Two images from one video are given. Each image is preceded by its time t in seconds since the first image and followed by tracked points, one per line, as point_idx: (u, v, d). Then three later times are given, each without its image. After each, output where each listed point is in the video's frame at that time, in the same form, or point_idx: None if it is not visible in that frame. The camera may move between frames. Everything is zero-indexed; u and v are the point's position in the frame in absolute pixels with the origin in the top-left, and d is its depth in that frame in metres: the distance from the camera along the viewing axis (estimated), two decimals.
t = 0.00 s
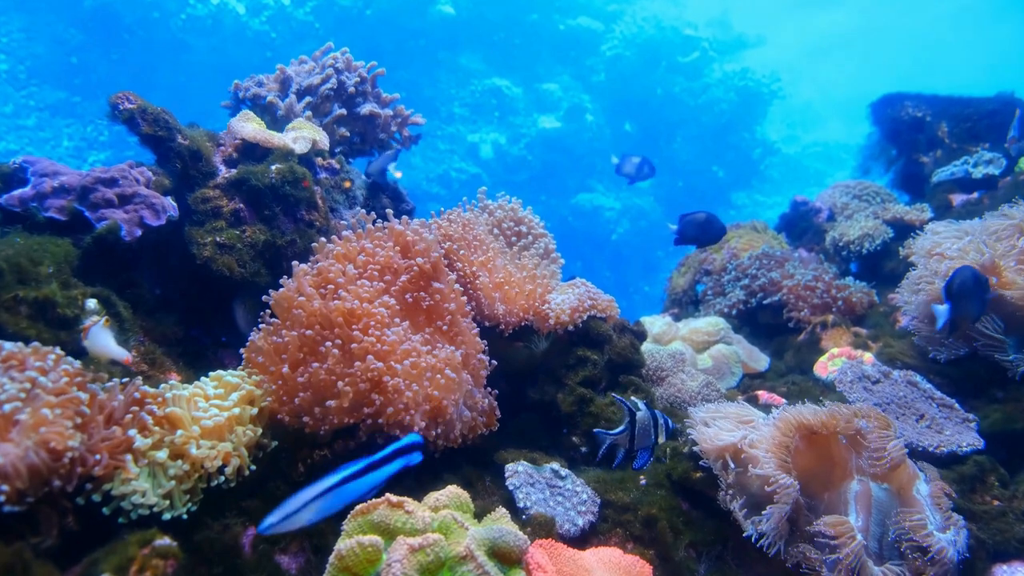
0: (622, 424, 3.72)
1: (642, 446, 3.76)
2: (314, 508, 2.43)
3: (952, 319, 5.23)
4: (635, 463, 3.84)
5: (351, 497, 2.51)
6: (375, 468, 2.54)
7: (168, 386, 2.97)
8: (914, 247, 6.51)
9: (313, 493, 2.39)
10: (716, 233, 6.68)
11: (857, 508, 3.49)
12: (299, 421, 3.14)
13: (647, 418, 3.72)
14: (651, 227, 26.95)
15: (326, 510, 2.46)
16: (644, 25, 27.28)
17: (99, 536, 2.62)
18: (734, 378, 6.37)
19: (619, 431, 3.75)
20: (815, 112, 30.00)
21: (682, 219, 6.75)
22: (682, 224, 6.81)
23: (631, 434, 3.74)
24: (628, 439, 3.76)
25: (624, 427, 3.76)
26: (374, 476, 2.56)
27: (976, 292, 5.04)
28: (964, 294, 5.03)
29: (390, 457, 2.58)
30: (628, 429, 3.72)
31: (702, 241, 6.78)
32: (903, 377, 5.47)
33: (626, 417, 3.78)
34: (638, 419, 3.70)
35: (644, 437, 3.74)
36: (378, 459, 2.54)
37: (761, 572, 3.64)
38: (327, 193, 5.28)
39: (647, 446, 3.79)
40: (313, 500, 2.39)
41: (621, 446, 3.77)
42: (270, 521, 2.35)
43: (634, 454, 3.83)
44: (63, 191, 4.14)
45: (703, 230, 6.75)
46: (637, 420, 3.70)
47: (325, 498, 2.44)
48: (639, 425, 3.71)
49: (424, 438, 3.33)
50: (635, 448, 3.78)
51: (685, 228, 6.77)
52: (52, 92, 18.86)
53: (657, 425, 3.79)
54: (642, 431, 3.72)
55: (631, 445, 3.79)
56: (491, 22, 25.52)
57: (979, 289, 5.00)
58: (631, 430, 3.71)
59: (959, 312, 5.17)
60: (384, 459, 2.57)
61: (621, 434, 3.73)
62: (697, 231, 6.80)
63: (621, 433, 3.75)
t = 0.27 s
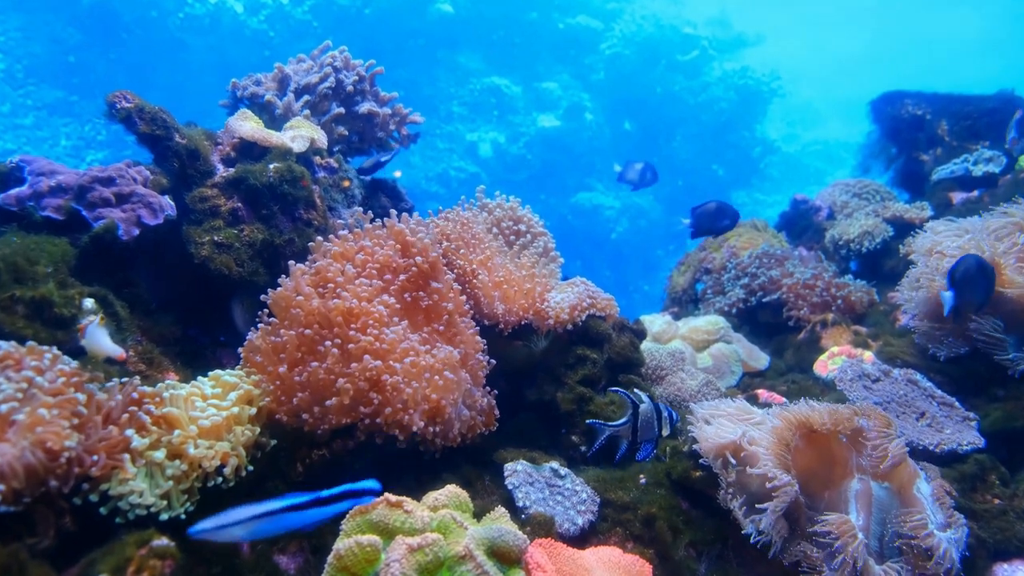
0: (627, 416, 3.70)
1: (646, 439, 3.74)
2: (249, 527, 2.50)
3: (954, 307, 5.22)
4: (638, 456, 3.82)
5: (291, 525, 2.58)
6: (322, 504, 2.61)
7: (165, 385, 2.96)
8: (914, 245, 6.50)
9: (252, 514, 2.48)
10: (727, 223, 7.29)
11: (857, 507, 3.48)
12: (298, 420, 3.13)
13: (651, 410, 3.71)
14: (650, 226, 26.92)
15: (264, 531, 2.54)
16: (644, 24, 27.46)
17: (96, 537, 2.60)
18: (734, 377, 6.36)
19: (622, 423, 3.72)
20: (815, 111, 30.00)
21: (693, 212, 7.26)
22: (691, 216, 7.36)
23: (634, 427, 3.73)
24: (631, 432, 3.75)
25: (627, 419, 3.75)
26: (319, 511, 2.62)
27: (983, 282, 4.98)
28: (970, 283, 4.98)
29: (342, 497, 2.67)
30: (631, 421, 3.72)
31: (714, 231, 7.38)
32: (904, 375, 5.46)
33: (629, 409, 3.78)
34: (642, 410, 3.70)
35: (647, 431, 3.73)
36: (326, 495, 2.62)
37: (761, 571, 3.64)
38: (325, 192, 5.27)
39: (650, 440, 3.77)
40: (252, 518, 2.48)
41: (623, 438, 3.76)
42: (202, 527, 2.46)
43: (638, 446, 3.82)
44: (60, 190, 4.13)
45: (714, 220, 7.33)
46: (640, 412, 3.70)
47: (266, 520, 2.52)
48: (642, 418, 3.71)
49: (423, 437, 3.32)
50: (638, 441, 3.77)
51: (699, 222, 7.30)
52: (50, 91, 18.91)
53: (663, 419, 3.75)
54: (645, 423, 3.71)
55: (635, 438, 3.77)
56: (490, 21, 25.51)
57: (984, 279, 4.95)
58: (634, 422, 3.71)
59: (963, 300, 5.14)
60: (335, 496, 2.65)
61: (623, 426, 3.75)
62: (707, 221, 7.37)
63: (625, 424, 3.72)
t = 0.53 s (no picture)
0: (625, 408, 3.77)
1: (645, 431, 3.81)
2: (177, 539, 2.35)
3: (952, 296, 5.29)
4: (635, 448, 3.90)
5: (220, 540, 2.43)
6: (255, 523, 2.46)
7: (162, 385, 2.95)
8: (912, 243, 6.50)
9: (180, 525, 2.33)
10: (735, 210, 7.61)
11: (855, 505, 3.49)
12: (295, 420, 3.13)
13: (650, 404, 3.77)
14: (649, 225, 26.91)
15: (193, 542, 2.39)
16: (642, 23, 27.50)
17: (93, 538, 2.59)
18: (732, 375, 6.36)
19: (620, 416, 3.79)
20: (813, 109, 30.02)
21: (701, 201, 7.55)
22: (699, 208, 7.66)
23: (632, 420, 3.80)
24: (629, 425, 3.81)
25: (626, 411, 3.81)
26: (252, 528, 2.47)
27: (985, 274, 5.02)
28: (971, 273, 5.04)
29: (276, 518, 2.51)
30: (630, 415, 3.78)
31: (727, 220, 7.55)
32: (902, 373, 5.46)
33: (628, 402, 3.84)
34: (641, 403, 3.76)
35: (646, 424, 3.81)
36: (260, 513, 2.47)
37: (759, 569, 3.65)
38: (323, 191, 5.25)
39: (650, 433, 3.86)
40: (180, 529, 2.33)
41: (622, 431, 3.82)
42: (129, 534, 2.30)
43: (637, 439, 3.91)
44: (56, 190, 4.13)
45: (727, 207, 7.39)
46: (639, 406, 3.76)
47: (195, 533, 2.37)
48: (641, 411, 3.77)
49: (420, 436, 3.32)
50: (637, 433, 3.85)
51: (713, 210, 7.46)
52: (46, 91, 18.93)
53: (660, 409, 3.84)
54: (644, 417, 3.79)
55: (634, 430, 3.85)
56: (488, 20, 25.50)
57: (986, 270, 4.99)
58: (633, 415, 3.77)
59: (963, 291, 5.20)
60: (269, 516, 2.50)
61: (622, 419, 3.80)
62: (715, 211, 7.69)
63: (623, 417, 3.79)
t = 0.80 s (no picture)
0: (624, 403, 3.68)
1: (644, 427, 3.74)
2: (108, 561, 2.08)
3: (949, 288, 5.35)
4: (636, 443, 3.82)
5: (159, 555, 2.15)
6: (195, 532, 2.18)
7: (161, 384, 2.95)
8: (909, 242, 6.51)
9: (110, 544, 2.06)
10: (743, 203, 8.54)
11: (852, 504, 3.51)
12: (294, 419, 3.15)
13: (649, 399, 3.69)
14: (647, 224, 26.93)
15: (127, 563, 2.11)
16: (639, 22, 27.46)
17: (92, 536, 2.60)
18: (729, 374, 6.38)
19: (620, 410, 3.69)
20: (811, 108, 30.07)
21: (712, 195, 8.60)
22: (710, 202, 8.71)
23: (631, 414, 3.71)
24: (628, 419, 3.73)
25: (624, 405, 3.72)
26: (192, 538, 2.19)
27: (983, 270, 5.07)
28: (970, 266, 5.09)
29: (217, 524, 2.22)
30: (628, 409, 3.70)
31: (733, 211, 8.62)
32: (899, 373, 5.48)
33: (627, 397, 3.76)
34: (639, 398, 3.67)
35: (645, 420, 3.73)
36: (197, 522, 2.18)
37: (756, 567, 3.66)
38: (321, 190, 5.26)
39: (649, 427, 3.77)
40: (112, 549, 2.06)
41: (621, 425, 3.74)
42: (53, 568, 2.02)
43: (635, 434, 3.82)
44: (55, 188, 4.13)
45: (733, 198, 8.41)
46: (638, 401, 3.67)
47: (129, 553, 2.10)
48: (641, 407, 3.69)
49: (418, 435, 3.32)
50: (637, 428, 3.76)
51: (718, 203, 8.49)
52: (45, 89, 18.95)
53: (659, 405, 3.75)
54: (642, 413, 3.71)
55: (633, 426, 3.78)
56: (487, 18, 25.48)
57: (985, 266, 5.04)
58: (631, 410, 3.69)
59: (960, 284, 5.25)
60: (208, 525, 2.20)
61: (620, 413, 3.73)
62: (724, 203, 8.69)
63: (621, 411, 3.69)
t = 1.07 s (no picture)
0: (622, 400, 3.67)
1: (642, 423, 3.73)
2: None
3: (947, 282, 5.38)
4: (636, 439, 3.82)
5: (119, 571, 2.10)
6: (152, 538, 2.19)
7: (161, 382, 2.96)
8: (908, 242, 6.51)
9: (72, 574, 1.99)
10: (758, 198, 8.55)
11: (851, 503, 3.52)
12: (294, 418, 3.16)
13: (648, 395, 3.70)
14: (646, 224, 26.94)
15: None
16: (639, 21, 27.45)
17: (91, 535, 2.60)
18: (728, 374, 6.39)
19: (619, 406, 3.68)
20: (810, 108, 30.09)
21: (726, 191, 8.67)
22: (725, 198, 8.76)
23: (630, 410, 3.69)
24: (627, 415, 3.71)
25: (623, 401, 3.70)
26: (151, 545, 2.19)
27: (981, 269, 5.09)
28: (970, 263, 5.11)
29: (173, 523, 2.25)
30: (627, 405, 3.67)
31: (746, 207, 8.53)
32: (898, 372, 5.49)
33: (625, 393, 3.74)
34: (638, 395, 3.66)
35: (644, 416, 3.73)
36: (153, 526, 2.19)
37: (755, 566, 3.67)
38: (321, 189, 5.26)
39: (647, 423, 3.77)
40: None
41: (620, 422, 3.72)
42: None
43: (634, 430, 3.81)
44: (55, 187, 4.13)
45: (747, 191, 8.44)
46: (637, 397, 3.67)
47: None
48: (639, 403, 3.68)
49: (417, 434, 3.33)
50: (635, 424, 3.75)
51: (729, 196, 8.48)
52: (44, 88, 18.98)
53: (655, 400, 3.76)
54: (641, 409, 3.70)
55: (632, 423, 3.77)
56: (486, 18, 25.48)
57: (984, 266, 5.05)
58: (630, 406, 3.67)
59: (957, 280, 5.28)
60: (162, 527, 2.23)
61: (619, 409, 3.69)
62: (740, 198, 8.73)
63: (620, 407, 3.68)
